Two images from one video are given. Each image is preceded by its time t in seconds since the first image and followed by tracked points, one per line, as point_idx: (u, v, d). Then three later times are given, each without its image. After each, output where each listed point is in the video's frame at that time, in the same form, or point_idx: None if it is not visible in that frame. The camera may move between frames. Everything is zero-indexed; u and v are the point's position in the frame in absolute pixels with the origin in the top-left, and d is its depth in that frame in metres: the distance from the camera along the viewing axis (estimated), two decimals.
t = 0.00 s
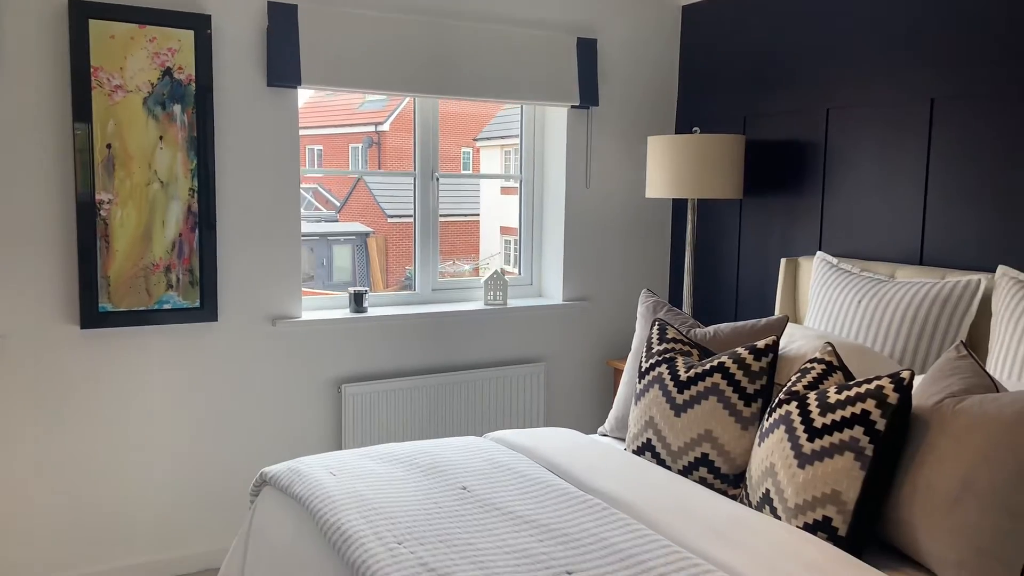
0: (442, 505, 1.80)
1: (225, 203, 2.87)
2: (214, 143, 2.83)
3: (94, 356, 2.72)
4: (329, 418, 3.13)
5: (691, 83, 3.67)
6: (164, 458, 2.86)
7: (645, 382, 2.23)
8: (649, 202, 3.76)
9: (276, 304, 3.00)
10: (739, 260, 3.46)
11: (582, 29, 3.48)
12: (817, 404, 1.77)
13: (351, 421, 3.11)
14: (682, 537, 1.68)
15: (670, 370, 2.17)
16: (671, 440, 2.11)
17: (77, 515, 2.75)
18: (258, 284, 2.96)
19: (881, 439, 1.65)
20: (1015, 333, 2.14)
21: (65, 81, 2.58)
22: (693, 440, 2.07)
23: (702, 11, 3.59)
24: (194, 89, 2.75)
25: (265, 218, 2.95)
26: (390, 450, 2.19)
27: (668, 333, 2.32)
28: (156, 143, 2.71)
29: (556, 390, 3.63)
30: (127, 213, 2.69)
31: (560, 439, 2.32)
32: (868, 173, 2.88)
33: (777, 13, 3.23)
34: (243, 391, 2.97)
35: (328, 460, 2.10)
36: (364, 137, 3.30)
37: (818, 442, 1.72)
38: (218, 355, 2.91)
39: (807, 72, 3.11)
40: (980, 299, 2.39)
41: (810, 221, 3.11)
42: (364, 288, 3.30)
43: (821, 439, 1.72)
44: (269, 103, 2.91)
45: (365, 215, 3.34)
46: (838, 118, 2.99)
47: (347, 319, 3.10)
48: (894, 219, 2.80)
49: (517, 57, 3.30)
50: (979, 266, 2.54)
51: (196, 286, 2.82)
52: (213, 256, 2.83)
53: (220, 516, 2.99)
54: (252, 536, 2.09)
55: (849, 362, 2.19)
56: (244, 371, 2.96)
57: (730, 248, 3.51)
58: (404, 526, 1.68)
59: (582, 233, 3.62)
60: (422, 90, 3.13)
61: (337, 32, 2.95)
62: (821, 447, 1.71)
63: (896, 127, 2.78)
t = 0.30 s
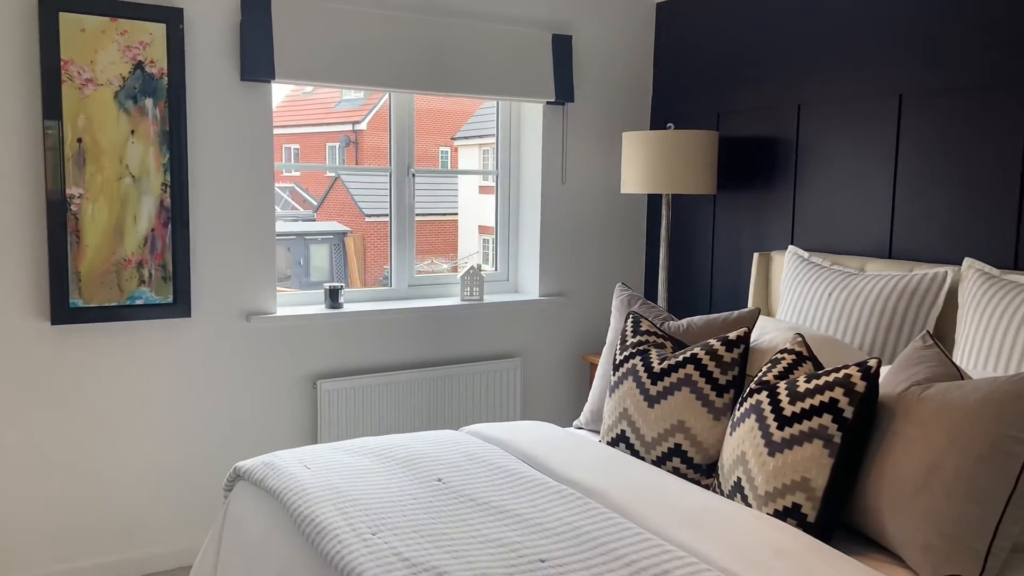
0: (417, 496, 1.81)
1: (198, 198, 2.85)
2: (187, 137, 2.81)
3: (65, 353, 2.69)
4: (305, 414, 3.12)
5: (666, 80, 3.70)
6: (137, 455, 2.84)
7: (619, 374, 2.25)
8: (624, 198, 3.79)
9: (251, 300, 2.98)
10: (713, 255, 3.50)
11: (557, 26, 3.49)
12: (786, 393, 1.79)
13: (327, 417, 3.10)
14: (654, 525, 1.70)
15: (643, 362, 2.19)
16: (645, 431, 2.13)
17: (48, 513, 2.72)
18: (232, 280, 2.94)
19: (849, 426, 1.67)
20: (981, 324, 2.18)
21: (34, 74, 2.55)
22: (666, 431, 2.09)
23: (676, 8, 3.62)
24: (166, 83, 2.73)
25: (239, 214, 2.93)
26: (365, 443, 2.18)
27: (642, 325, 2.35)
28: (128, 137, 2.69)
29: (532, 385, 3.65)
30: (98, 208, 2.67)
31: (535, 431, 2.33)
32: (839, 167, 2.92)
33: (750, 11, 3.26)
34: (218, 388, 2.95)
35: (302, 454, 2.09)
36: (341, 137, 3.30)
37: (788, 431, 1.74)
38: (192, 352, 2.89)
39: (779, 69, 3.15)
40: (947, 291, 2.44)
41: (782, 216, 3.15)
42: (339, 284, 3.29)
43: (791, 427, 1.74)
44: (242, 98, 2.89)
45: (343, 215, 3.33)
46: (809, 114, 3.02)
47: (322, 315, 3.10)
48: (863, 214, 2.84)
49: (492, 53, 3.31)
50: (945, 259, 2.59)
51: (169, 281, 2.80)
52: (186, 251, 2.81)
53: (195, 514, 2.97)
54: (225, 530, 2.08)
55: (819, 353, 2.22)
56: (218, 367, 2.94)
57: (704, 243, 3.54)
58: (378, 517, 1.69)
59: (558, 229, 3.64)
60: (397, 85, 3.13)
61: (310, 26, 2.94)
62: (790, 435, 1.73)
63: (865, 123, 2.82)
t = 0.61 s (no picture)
0: (385, 491, 1.81)
1: (165, 195, 2.82)
2: (153, 134, 2.77)
3: (28, 352, 2.65)
4: (274, 413, 3.10)
5: (636, 78, 3.72)
6: (103, 455, 2.80)
7: (588, 369, 2.27)
8: (596, 196, 3.81)
9: (219, 298, 2.95)
10: (683, 252, 3.53)
11: (527, 24, 3.50)
12: (751, 385, 1.82)
13: (297, 415, 3.08)
14: (620, 518, 1.71)
15: (612, 357, 2.21)
16: (613, 425, 2.15)
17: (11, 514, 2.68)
18: (200, 278, 2.91)
19: (811, 418, 1.70)
20: (941, 318, 2.23)
21: None
22: (635, 425, 2.11)
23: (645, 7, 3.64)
24: (132, 79, 2.70)
25: (206, 211, 2.90)
26: (334, 440, 2.18)
27: (611, 321, 2.37)
28: (92, 133, 2.65)
29: (504, 382, 3.65)
30: (62, 205, 2.63)
31: (505, 427, 2.34)
32: (805, 165, 2.96)
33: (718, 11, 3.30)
34: (186, 386, 2.92)
35: (271, 451, 2.08)
36: (314, 136, 3.28)
37: (752, 423, 1.76)
38: (159, 350, 2.86)
39: (746, 68, 3.18)
40: (909, 286, 2.48)
41: (750, 213, 3.19)
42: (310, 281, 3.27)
43: (755, 419, 1.77)
44: (210, 95, 2.87)
45: (316, 215, 3.32)
46: (775, 112, 3.06)
47: (291, 313, 3.08)
48: (828, 211, 2.88)
49: (462, 50, 3.31)
50: (908, 254, 2.63)
51: (135, 279, 2.77)
52: (152, 249, 2.78)
53: (162, 514, 2.94)
54: (192, 529, 2.06)
55: (785, 348, 2.26)
56: (186, 366, 2.91)
57: (674, 240, 3.58)
58: (346, 513, 1.68)
59: (529, 226, 3.65)
60: (366, 82, 3.12)
61: (278, 22, 2.92)
62: (755, 427, 1.76)
63: (830, 121, 2.86)
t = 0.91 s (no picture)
0: (350, 489, 1.80)
1: (126, 192, 2.77)
2: (115, 130, 2.73)
3: None
4: (240, 412, 3.07)
5: (604, 76, 3.74)
6: (63, 456, 2.75)
7: (556, 365, 2.28)
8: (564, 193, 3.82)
9: (183, 296, 2.91)
10: (650, 249, 3.56)
11: (494, 21, 3.50)
12: (715, 379, 1.84)
13: (262, 414, 3.05)
14: (586, 511, 1.72)
15: (579, 352, 2.22)
16: (580, 420, 2.15)
17: None
18: (164, 276, 2.87)
19: (774, 410, 1.72)
20: (901, 312, 2.27)
21: None
22: (601, 420, 2.12)
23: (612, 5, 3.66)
24: (92, 74, 2.66)
25: (170, 208, 2.86)
26: (299, 438, 2.16)
27: (578, 316, 2.38)
28: (51, 129, 2.61)
29: (473, 379, 3.65)
30: (20, 202, 2.59)
31: (472, 423, 2.34)
32: (769, 163, 2.99)
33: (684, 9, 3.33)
34: (148, 386, 2.87)
35: (234, 450, 2.06)
36: (282, 134, 3.26)
37: (716, 416, 1.78)
38: (121, 349, 2.81)
39: (711, 66, 3.21)
40: (870, 281, 2.52)
41: (715, 210, 3.22)
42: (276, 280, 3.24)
43: (718, 412, 1.78)
44: (173, 91, 2.83)
45: (285, 215, 3.30)
46: (740, 110, 3.09)
47: (257, 311, 3.04)
48: (792, 208, 2.92)
49: (429, 47, 3.30)
50: (868, 250, 2.68)
51: (96, 278, 2.72)
52: (114, 246, 2.74)
53: (125, 515, 2.89)
54: (154, 529, 2.03)
55: (749, 342, 2.28)
56: (148, 365, 2.87)
57: (642, 237, 3.60)
58: (310, 510, 1.67)
59: (498, 223, 3.65)
60: (331, 78, 3.09)
61: (241, 16, 2.88)
62: (719, 420, 1.78)
63: (793, 119, 2.90)
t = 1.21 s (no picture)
0: (312, 486, 1.77)
1: (81, 187, 2.71)
2: (69, 124, 2.67)
3: None
4: (200, 412, 3.02)
5: (568, 73, 3.75)
6: (16, 459, 2.68)
7: (520, 360, 2.27)
8: (529, 190, 3.82)
9: (140, 295, 2.85)
10: (615, 245, 3.57)
11: (458, 17, 3.48)
12: (678, 372, 1.85)
13: (222, 414, 3.00)
14: (550, 506, 1.72)
15: (543, 348, 2.22)
16: (545, 415, 2.15)
17: None
18: (121, 274, 2.81)
19: (735, 402, 1.74)
20: (859, 305, 2.30)
21: None
22: (566, 415, 2.12)
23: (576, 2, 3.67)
24: (45, 67, 2.59)
25: (127, 205, 2.80)
26: (260, 437, 2.13)
27: (542, 312, 2.38)
28: (2, 123, 2.54)
29: (438, 377, 3.63)
30: None
31: (437, 420, 2.33)
32: (730, 159, 3.03)
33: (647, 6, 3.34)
34: (105, 386, 2.81)
35: (193, 449, 2.02)
36: (245, 132, 3.23)
37: (679, 409, 1.79)
38: (77, 349, 2.75)
39: (674, 64, 3.24)
40: (829, 275, 2.56)
41: (679, 207, 3.25)
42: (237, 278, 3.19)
43: (681, 405, 1.80)
44: (129, 84, 2.77)
45: (247, 214, 3.26)
46: (702, 107, 3.12)
47: (218, 309, 2.99)
48: (754, 204, 2.95)
49: (392, 42, 3.27)
50: (828, 245, 2.72)
51: (50, 275, 2.66)
52: (68, 243, 2.68)
53: (81, 519, 2.82)
54: (110, 531, 1.99)
55: (712, 337, 2.30)
56: (105, 365, 2.80)
57: (606, 233, 3.62)
58: (271, 508, 1.64)
59: (463, 220, 3.63)
60: (292, 73, 3.05)
61: (200, 8, 2.83)
62: (681, 413, 1.79)
63: (754, 116, 2.93)
